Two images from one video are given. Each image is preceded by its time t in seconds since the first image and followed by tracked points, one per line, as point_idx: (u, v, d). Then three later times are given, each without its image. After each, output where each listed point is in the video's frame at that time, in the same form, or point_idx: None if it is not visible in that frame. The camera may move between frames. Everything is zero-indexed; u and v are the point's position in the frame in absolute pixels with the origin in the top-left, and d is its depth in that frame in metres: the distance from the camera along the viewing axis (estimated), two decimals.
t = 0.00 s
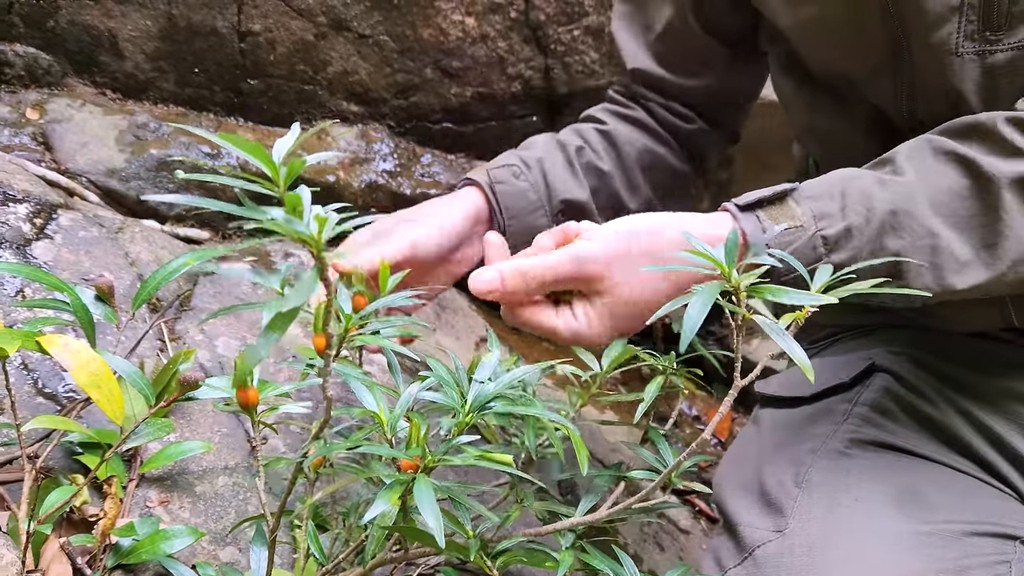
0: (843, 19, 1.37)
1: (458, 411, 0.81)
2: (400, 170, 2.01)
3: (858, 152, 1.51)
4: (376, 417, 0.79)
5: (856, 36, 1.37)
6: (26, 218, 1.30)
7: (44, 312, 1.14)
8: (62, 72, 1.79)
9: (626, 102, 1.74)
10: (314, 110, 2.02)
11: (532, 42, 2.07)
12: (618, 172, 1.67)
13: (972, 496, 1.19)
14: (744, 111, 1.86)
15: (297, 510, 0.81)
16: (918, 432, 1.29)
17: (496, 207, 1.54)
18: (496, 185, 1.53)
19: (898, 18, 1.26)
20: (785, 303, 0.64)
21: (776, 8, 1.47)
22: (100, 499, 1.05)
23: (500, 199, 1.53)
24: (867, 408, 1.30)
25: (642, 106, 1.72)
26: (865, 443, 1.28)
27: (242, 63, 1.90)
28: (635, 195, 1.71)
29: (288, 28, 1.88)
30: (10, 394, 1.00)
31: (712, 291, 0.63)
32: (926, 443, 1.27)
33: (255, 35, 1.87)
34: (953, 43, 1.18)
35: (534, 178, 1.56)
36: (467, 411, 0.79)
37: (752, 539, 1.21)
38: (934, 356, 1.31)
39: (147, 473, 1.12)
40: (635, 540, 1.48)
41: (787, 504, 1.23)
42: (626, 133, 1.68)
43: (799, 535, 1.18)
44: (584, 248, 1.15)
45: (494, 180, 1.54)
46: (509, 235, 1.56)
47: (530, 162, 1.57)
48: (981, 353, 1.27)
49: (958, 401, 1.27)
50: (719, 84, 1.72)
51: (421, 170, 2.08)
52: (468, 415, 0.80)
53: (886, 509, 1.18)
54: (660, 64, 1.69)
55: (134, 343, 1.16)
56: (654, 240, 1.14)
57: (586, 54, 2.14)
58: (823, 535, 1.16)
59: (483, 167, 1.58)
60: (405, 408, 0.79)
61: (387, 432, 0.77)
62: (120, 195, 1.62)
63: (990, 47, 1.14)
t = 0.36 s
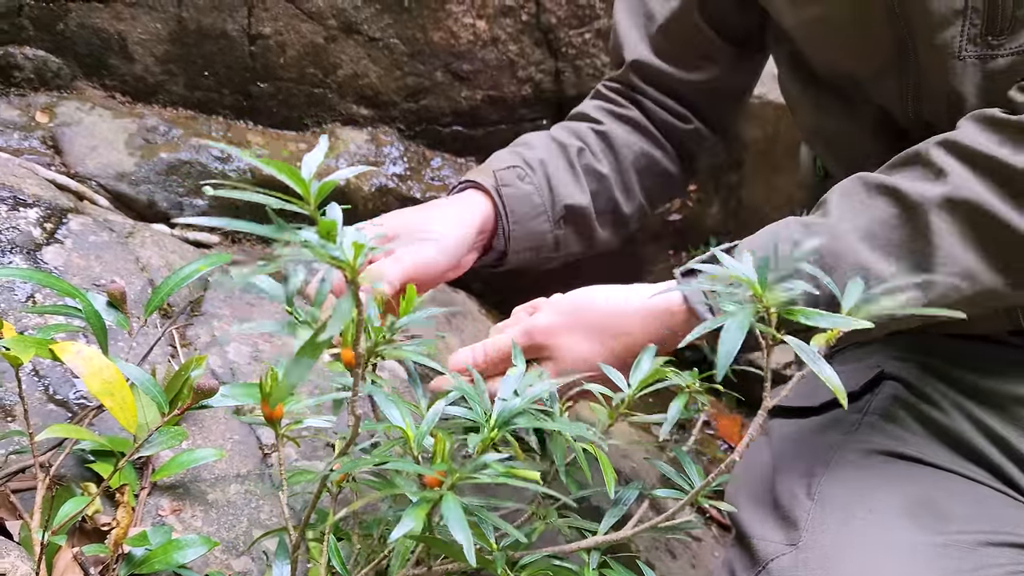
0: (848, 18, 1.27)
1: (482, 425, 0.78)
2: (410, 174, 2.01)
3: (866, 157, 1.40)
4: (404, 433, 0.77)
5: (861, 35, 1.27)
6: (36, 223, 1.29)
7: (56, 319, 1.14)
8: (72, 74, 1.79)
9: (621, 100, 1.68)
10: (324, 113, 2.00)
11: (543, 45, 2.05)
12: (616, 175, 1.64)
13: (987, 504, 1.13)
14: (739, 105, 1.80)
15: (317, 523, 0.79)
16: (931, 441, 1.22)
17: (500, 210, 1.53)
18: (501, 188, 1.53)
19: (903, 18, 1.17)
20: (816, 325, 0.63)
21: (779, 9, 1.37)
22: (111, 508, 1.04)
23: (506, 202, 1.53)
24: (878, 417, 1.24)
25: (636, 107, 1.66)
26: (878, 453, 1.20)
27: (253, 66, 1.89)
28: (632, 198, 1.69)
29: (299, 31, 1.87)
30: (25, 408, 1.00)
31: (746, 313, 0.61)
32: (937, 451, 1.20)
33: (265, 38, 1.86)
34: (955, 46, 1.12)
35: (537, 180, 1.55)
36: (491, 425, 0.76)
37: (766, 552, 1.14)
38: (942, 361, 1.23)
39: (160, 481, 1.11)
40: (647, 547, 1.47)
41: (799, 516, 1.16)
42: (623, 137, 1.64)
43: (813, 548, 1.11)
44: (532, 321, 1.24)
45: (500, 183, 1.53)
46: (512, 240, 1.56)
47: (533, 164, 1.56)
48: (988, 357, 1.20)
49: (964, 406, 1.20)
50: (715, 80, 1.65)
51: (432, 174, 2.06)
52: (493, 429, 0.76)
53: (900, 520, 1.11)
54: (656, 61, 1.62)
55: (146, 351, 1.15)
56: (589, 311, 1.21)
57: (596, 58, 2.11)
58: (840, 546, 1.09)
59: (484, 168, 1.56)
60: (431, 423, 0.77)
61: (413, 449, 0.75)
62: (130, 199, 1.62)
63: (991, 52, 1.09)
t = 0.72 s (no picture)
0: (862, 11, 1.24)
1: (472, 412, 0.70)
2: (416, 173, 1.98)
3: (879, 152, 1.38)
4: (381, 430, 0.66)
5: (873, 30, 1.24)
6: (37, 220, 1.26)
7: (56, 318, 1.11)
8: (74, 70, 1.77)
9: (640, 79, 1.65)
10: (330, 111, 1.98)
11: (552, 42, 2.03)
12: (638, 145, 1.61)
13: (1008, 513, 1.07)
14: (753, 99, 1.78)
15: (314, 523, 0.76)
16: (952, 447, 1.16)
17: (529, 155, 1.52)
18: (531, 133, 1.51)
19: (919, 13, 1.14)
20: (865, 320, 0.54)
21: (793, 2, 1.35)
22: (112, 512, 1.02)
23: (534, 148, 1.51)
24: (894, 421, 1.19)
25: (657, 84, 1.63)
26: (893, 459, 1.16)
27: (258, 62, 1.87)
28: (652, 170, 1.65)
29: (305, 27, 1.84)
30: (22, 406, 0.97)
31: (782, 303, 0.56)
32: (957, 458, 1.15)
33: (271, 34, 1.84)
34: (971, 44, 1.08)
35: (566, 131, 1.53)
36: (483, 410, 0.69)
37: (779, 562, 1.10)
38: (957, 365, 1.17)
39: (161, 484, 1.08)
40: (656, 552, 1.44)
41: (813, 524, 1.11)
42: (645, 109, 1.61)
43: (827, 557, 1.06)
44: (549, 284, 1.13)
45: (530, 128, 1.52)
46: (538, 188, 1.53)
47: (562, 118, 1.53)
48: (997, 358, 1.15)
49: (982, 412, 1.15)
50: (728, 73, 1.64)
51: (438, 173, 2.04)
52: (483, 416, 0.69)
53: (917, 528, 1.06)
54: (668, 53, 1.60)
55: (148, 352, 1.13)
56: (611, 284, 1.13)
57: (606, 55, 2.08)
58: (854, 554, 1.05)
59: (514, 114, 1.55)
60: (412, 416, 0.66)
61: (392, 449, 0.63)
62: (132, 196, 1.58)
63: (1009, 50, 1.06)
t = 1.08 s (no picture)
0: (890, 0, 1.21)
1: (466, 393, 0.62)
2: (430, 168, 1.97)
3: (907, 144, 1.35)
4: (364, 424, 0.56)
5: (902, 20, 1.22)
6: (50, 213, 1.26)
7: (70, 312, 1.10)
8: (87, 63, 1.81)
9: (654, 82, 1.62)
10: (344, 105, 1.98)
11: (569, 37, 2.00)
12: (658, 153, 1.59)
13: None
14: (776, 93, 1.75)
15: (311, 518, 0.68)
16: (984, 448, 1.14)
17: (550, 183, 1.47)
18: (545, 158, 1.47)
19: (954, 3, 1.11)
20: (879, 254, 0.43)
21: None
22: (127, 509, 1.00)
23: (551, 173, 1.47)
24: (923, 422, 1.17)
25: (671, 87, 1.61)
26: (923, 460, 1.13)
27: (273, 56, 1.87)
28: (676, 176, 1.63)
29: (319, 20, 1.84)
30: (36, 399, 0.95)
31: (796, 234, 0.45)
32: (990, 459, 1.12)
33: (285, 27, 1.84)
34: (1013, 32, 1.04)
35: (582, 152, 1.50)
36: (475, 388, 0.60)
37: (808, 565, 1.08)
38: (989, 364, 1.14)
39: (176, 481, 1.07)
40: (677, 555, 1.41)
41: (842, 526, 1.09)
42: (661, 115, 1.59)
43: (857, 560, 1.04)
44: (585, 253, 1.07)
45: (542, 154, 1.48)
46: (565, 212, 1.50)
47: (577, 140, 1.51)
48: None
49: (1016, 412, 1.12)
50: (754, 63, 1.61)
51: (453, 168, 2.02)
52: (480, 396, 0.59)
53: (949, 531, 1.03)
54: (688, 44, 1.58)
55: (163, 347, 1.12)
56: (651, 255, 1.07)
57: (624, 50, 2.02)
58: (884, 556, 1.02)
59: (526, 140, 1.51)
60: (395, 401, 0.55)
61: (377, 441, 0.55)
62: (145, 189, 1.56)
63: None
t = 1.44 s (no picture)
0: None
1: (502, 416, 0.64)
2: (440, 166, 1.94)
3: (931, 142, 1.32)
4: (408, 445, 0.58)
5: (928, 10, 1.19)
6: (53, 209, 1.23)
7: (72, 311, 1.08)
8: (93, 57, 1.80)
9: (673, 61, 1.60)
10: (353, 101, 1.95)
11: (582, 33, 1.94)
12: (677, 122, 1.55)
13: None
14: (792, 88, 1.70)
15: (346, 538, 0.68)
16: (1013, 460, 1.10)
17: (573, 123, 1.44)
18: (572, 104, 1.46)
19: None
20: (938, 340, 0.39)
21: None
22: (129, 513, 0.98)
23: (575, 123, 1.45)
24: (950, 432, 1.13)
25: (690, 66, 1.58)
26: (949, 471, 1.10)
27: (280, 51, 1.88)
28: (696, 147, 1.58)
29: (329, 14, 1.84)
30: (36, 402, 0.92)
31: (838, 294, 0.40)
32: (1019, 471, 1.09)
33: (294, 22, 1.84)
34: None
35: (599, 106, 1.49)
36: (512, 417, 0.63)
37: None
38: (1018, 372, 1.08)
39: (179, 485, 1.04)
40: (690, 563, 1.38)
41: (865, 540, 1.06)
42: (681, 87, 1.56)
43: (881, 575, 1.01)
44: (617, 266, 0.92)
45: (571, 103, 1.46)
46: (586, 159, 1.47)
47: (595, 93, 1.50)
48: None
49: None
50: (771, 59, 1.57)
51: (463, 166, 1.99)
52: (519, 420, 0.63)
53: (978, 546, 1.00)
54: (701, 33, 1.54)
55: (167, 347, 1.09)
56: (681, 261, 0.88)
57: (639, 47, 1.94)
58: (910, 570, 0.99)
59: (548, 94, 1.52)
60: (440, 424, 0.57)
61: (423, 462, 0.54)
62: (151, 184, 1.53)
63: None
